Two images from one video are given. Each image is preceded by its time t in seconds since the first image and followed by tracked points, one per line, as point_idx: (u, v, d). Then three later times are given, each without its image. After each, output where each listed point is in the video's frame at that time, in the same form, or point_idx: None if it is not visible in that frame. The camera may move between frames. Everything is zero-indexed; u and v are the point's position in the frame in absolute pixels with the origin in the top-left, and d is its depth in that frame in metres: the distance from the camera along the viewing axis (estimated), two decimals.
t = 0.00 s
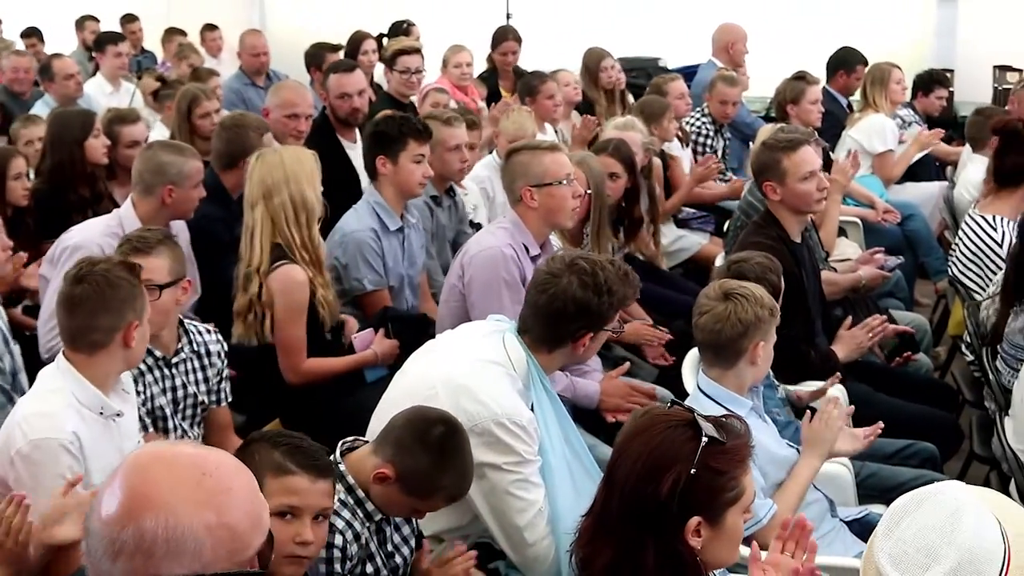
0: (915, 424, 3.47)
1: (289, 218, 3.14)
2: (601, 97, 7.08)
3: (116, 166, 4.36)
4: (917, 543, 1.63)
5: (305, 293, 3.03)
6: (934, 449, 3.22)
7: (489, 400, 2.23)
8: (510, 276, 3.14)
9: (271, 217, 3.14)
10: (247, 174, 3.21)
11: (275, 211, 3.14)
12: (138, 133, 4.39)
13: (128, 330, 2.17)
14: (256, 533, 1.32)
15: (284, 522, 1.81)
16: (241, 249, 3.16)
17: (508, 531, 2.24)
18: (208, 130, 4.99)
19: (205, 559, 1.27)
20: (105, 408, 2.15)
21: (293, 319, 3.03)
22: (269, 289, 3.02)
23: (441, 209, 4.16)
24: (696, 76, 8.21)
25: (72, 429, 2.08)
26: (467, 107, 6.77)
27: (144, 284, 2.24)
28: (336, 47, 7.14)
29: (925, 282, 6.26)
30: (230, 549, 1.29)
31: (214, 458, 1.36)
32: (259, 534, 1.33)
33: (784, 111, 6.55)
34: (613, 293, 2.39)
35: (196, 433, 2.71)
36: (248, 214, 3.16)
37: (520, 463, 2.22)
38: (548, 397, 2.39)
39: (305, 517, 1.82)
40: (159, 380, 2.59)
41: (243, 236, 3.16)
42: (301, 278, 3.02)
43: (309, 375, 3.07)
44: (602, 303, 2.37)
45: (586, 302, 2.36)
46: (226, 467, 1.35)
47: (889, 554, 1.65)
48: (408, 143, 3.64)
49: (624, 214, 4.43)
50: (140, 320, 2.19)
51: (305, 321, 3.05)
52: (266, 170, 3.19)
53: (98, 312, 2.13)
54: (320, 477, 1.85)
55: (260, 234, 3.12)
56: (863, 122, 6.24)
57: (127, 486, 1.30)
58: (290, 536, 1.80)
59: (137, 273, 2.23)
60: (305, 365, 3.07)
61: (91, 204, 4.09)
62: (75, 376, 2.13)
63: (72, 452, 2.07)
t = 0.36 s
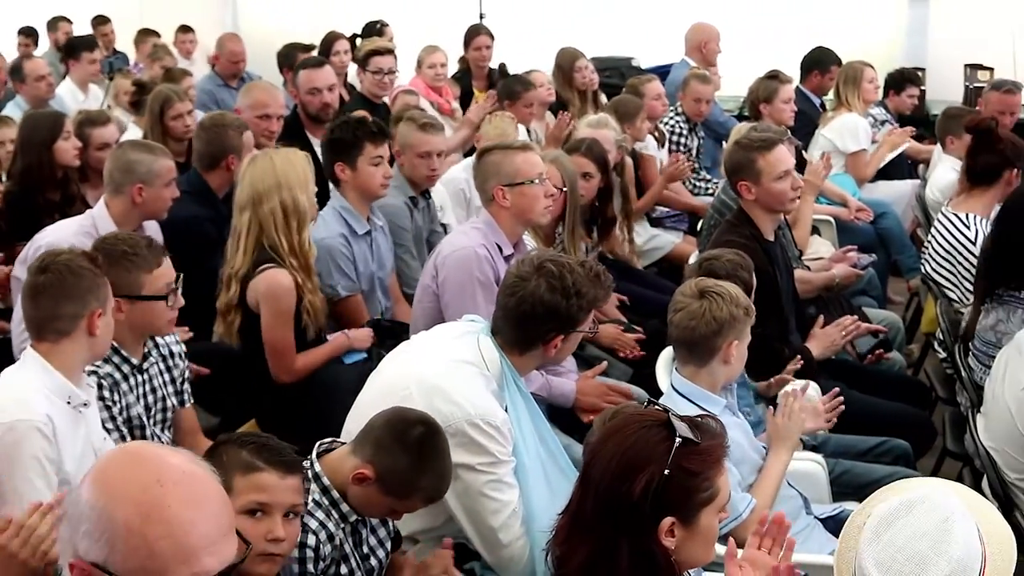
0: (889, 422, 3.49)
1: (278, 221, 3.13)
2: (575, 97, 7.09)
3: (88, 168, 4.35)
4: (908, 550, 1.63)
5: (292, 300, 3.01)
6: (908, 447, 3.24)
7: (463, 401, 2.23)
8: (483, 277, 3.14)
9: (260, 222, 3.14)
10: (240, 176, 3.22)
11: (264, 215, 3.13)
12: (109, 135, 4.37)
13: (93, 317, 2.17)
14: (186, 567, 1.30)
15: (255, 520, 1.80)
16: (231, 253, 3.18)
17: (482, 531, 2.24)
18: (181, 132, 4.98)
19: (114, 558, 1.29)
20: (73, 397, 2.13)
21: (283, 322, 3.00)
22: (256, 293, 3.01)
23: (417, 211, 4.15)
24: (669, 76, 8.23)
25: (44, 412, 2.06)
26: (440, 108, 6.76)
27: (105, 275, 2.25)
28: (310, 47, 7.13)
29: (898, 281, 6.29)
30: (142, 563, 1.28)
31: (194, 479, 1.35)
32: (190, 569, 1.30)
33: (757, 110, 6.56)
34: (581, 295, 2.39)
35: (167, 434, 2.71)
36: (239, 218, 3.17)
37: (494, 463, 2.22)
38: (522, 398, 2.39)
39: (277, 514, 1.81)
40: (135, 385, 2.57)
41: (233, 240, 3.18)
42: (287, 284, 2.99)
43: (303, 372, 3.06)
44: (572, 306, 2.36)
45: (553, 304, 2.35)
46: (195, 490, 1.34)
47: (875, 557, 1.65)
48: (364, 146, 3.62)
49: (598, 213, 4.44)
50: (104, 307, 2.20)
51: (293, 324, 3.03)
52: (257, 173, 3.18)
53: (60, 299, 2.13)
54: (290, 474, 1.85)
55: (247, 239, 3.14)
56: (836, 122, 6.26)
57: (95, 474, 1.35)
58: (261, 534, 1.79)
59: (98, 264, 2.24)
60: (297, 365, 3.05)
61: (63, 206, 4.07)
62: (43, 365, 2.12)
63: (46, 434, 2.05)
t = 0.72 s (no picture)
0: (867, 420, 3.50)
1: (288, 227, 3.13)
2: (553, 96, 7.09)
3: (64, 170, 4.33)
4: (871, 544, 1.66)
5: (291, 304, 3.01)
6: (884, 444, 3.26)
7: (442, 402, 2.23)
8: (462, 278, 3.14)
9: (267, 227, 3.14)
10: (247, 178, 3.22)
11: (274, 219, 3.14)
12: (84, 136, 4.36)
13: (62, 320, 2.15)
14: (146, 559, 1.28)
15: (231, 523, 1.81)
16: (229, 254, 3.17)
17: (461, 532, 2.25)
18: (157, 133, 4.97)
19: (76, 549, 1.28)
20: (48, 400, 2.13)
21: (280, 328, 3.00)
22: (255, 294, 3.00)
23: (393, 214, 4.15)
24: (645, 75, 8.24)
25: (17, 413, 2.06)
26: (417, 108, 6.76)
27: (89, 280, 2.21)
28: (286, 48, 7.11)
29: (874, 279, 6.32)
30: (102, 553, 1.27)
31: (163, 474, 1.34)
32: (151, 560, 1.28)
33: (733, 110, 6.58)
34: (541, 296, 2.38)
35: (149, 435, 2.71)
36: (245, 219, 3.17)
37: (473, 463, 2.23)
38: (498, 399, 2.39)
39: (253, 518, 1.82)
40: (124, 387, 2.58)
41: (234, 242, 3.17)
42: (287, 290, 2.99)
43: (292, 378, 3.07)
44: (532, 307, 2.36)
45: (510, 304, 2.35)
46: (162, 484, 1.33)
47: (839, 551, 1.68)
48: (328, 152, 3.62)
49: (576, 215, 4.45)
50: (77, 312, 2.17)
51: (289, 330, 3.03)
52: (267, 177, 3.19)
53: (27, 298, 2.14)
54: (265, 476, 1.85)
55: (251, 241, 3.13)
56: (811, 122, 6.29)
57: (66, 468, 1.35)
58: (237, 537, 1.80)
59: (82, 268, 2.21)
60: (287, 370, 3.06)
61: (39, 209, 4.06)
62: (17, 366, 2.11)
63: (16, 435, 2.04)
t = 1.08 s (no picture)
0: (849, 419, 3.51)
1: (256, 227, 3.12)
2: (534, 96, 7.08)
3: (42, 172, 4.31)
4: (844, 538, 1.69)
5: (263, 306, 3.02)
6: (865, 442, 3.26)
7: (423, 403, 2.23)
8: (442, 279, 3.13)
9: (234, 227, 3.12)
10: (210, 178, 3.19)
11: (241, 219, 3.12)
12: (62, 138, 4.34)
13: (5, 336, 2.10)
14: (138, 550, 1.27)
15: (213, 524, 1.80)
16: (196, 255, 3.14)
17: (441, 533, 2.25)
18: (136, 134, 4.95)
19: (64, 550, 1.25)
20: (32, 407, 2.13)
21: (254, 330, 3.01)
22: (228, 297, 3.00)
23: (373, 214, 4.15)
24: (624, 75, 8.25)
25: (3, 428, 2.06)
26: (397, 109, 6.76)
27: (40, 289, 2.13)
28: (266, 49, 7.10)
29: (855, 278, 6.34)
30: (93, 552, 1.25)
31: (139, 466, 1.32)
32: (140, 554, 1.27)
33: (713, 109, 6.60)
34: (504, 300, 2.34)
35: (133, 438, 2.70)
36: (211, 220, 3.14)
37: (454, 464, 2.22)
38: (479, 401, 2.39)
39: (235, 519, 1.81)
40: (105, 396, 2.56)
41: (200, 243, 3.14)
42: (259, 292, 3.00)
43: (272, 380, 3.06)
44: (492, 311, 2.32)
45: (471, 308, 2.33)
46: (141, 476, 1.31)
47: (815, 548, 1.71)
48: (315, 157, 3.58)
49: (557, 216, 4.44)
50: (20, 325, 2.11)
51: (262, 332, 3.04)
52: (231, 177, 3.17)
53: None
54: (245, 476, 1.85)
55: (219, 242, 3.10)
56: (788, 122, 6.30)
57: (38, 469, 1.31)
58: (218, 538, 1.79)
59: (30, 275, 2.13)
60: (265, 372, 3.05)
61: (17, 211, 4.03)
62: None
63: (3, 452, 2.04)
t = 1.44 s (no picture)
0: (822, 416, 3.53)
1: (207, 230, 3.12)
2: (507, 94, 7.07)
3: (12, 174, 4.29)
4: (817, 537, 1.70)
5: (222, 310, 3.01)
6: (838, 440, 3.27)
7: (396, 404, 2.23)
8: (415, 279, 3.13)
9: (187, 231, 3.11)
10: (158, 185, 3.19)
11: (192, 223, 3.11)
12: (32, 140, 4.32)
13: None
14: (117, 550, 1.23)
15: (185, 525, 1.79)
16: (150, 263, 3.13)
17: (416, 533, 2.24)
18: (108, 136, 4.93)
19: (42, 559, 1.20)
20: (9, 416, 2.11)
21: (215, 333, 3.00)
22: (187, 301, 2.99)
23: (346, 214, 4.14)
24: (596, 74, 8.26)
25: None
26: (370, 110, 6.75)
27: None
28: (237, 50, 7.09)
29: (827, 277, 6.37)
30: (72, 557, 1.20)
31: (104, 467, 1.28)
32: (121, 553, 1.23)
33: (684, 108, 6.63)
34: (473, 298, 2.34)
35: (108, 443, 2.69)
36: (163, 226, 3.13)
37: (428, 465, 2.22)
38: (452, 402, 2.39)
39: (208, 520, 1.80)
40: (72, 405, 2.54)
41: (154, 249, 3.13)
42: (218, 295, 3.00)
43: (236, 385, 3.05)
44: (461, 309, 2.33)
45: (442, 307, 2.34)
46: (109, 477, 1.26)
47: (788, 548, 1.72)
48: (287, 157, 3.59)
49: (529, 216, 4.45)
50: None
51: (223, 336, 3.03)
52: (179, 182, 3.17)
53: None
54: (217, 477, 1.84)
55: (173, 248, 3.09)
56: (757, 122, 6.32)
57: (3, 478, 1.26)
58: (192, 540, 1.78)
59: None
60: (229, 377, 3.04)
61: None
62: None
63: None
